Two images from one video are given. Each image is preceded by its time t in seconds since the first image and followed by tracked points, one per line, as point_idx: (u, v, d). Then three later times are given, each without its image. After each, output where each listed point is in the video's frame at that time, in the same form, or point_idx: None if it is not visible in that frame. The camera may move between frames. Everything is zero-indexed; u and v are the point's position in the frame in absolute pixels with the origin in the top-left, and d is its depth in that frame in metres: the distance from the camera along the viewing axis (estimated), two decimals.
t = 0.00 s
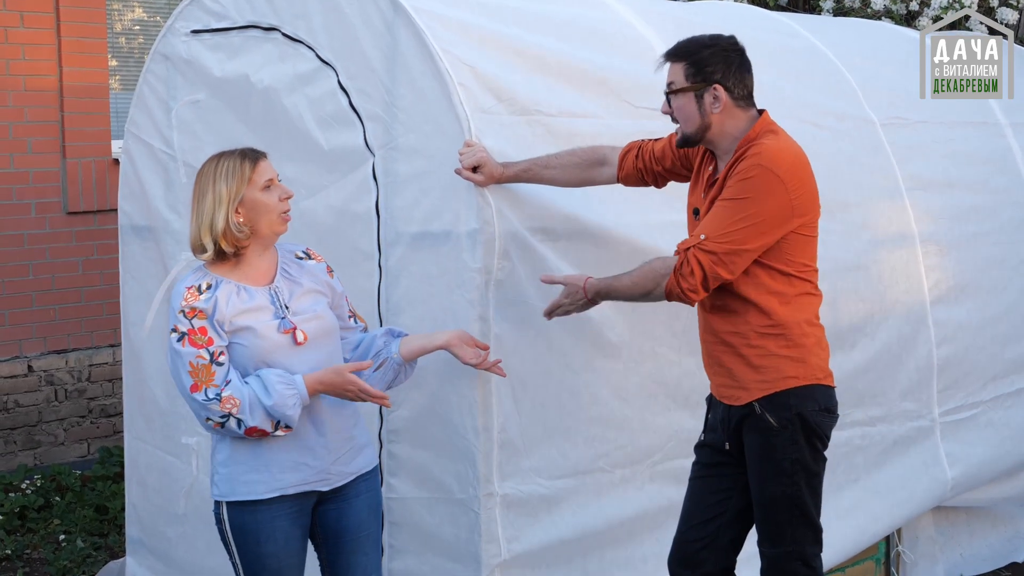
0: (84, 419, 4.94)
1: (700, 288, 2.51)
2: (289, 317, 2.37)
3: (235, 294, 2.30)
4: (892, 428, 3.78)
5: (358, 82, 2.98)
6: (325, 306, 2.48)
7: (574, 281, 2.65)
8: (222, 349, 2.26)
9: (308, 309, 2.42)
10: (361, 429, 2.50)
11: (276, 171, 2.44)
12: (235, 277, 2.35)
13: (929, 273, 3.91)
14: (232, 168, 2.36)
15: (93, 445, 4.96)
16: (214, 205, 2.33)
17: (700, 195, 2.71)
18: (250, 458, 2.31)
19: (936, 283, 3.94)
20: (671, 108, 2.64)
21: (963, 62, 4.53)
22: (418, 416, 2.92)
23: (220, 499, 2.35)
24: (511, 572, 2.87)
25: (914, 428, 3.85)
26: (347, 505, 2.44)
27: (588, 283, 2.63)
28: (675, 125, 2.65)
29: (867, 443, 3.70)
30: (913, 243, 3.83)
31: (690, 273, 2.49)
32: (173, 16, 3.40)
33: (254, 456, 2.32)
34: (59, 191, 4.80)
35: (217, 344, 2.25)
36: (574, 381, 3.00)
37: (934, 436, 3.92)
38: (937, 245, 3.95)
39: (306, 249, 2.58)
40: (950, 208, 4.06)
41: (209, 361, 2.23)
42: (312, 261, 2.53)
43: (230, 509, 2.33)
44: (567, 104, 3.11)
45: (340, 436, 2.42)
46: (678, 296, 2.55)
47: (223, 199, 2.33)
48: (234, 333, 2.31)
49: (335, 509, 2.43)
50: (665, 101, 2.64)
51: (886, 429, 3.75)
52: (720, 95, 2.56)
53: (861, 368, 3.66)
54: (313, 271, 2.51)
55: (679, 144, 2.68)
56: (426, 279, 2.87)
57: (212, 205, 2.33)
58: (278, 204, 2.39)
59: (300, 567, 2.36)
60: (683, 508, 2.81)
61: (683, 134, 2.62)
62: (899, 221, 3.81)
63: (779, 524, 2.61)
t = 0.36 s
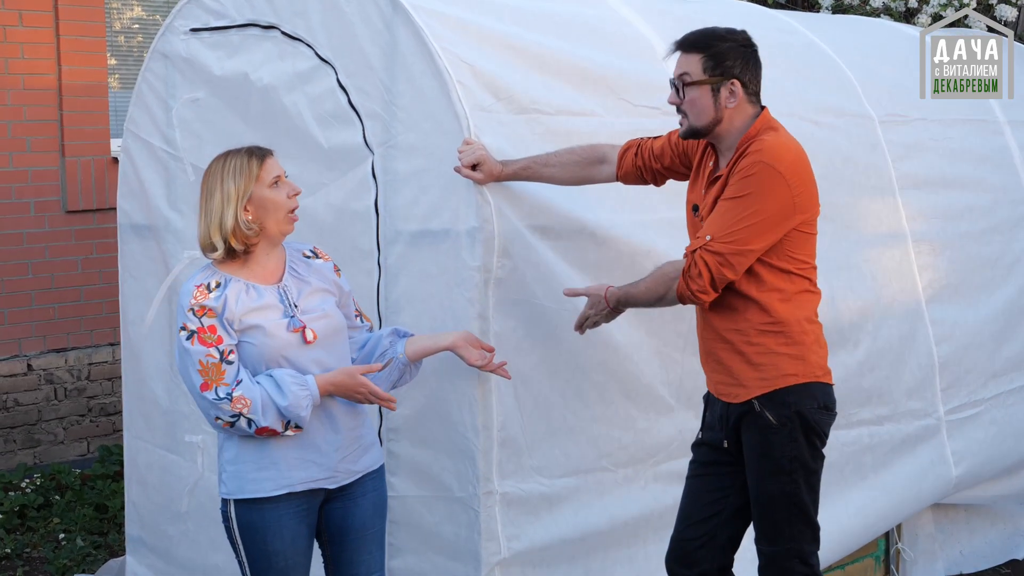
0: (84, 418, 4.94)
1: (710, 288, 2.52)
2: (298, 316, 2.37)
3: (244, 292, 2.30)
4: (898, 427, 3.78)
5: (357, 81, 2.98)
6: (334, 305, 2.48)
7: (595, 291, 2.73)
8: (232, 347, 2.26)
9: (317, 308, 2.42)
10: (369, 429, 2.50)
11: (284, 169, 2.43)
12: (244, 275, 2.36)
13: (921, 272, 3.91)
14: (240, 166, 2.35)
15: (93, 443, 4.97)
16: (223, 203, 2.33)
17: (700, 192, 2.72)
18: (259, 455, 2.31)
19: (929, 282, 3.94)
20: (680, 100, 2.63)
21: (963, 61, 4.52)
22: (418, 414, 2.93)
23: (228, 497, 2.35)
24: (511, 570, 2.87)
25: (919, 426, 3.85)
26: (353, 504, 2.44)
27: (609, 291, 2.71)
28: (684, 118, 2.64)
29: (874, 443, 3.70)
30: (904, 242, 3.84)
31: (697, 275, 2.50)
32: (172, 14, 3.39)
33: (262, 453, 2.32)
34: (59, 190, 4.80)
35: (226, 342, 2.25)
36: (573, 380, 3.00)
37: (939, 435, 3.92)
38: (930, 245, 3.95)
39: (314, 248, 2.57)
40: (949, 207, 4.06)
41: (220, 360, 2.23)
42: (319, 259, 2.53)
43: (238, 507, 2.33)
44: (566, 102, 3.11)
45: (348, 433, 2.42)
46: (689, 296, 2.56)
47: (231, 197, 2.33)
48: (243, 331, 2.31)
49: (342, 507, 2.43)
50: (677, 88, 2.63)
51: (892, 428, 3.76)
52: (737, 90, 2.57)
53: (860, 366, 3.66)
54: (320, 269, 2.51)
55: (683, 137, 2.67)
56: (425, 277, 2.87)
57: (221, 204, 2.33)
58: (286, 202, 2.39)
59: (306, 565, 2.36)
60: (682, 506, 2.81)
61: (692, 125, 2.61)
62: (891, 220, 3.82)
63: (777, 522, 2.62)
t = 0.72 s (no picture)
0: (84, 417, 4.94)
1: (714, 289, 2.51)
2: (300, 316, 2.37)
3: (246, 292, 2.30)
4: (906, 427, 3.80)
5: (356, 80, 2.98)
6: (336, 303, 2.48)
7: (598, 302, 2.75)
8: (234, 347, 2.26)
9: (319, 307, 2.42)
10: (371, 428, 2.50)
11: (290, 172, 2.43)
12: (246, 275, 2.36)
13: (912, 273, 3.90)
14: (247, 166, 2.35)
15: (93, 443, 4.97)
16: (227, 203, 2.33)
17: (701, 192, 2.72)
18: (261, 456, 2.31)
19: (920, 283, 3.93)
20: (688, 110, 2.59)
21: (963, 61, 4.51)
22: (418, 412, 2.93)
23: (230, 496, 2.35)
24: (511, 569, 2.87)
25: (921, 427, 3.85)
26: (356, 503, 2.43)
27: (611, 302, 2.73)
28: (693, 127, 2.60)
29: (885, 444, 3.72)
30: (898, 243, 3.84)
31: (701, 276, 2.51)
32: (171, 13, 3.39)
33: (263, 452, 2.32)
34: (58, 190, 4.80)
35: (228, 342, 2.25)
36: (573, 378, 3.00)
37: (939, 434, 3.91)
38: (919, 246, 3.94)
39: (316, 247, 2.58)
40: (944, 207, 4.06)
41: (221, 359, 2.23)
42: (321, 259, 2.53)
43: (239, 506, 2.34)
44: (565, 101, 3.11)
45: (350, 432, 2.42)
46: (693, 298, 2.56)
47: (237, 197, 2.33)
48: (245, 331, 2.31)
49: (345, 507, 2.43)
50: (682, 99, 2.59)
51: (901, 428, 3.78)
52: (745, 90, 2.57)
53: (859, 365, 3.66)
54: (322, 269, 2.51)
55: (690, 146, 2.64)
56: (425, 276, 2.87)
57: (227, 202, 2.33)
58: (290, 205, 2.39)
59: (308, 564, 2.36)
60: (683, 505, 2.81)
61: (705, 134, 2.59)
62: (884, 221, 3.82)
63: (779, 521, 2.62)
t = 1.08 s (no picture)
0: (83, 417, 4.94)
1: (715, 290, 2.52)
2: (294, 316, 2.36)
3: (241, 292, 2.30)
4: (901, 427, 3.79)
5: (356, 79, 2.98)
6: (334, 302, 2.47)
7: (598, 302, 2.73)
8: (228, 346, 2.26)
9: (315, 307, 2.42)
10: (369, 428, 2.50)
11: (294, 178, 2.41)
12: (240, 276, 2.35)
13: (909, 272, 3.90)
14: (252, 168, 2.33)
15: (93, 443, 4.97)
16: (229, 203, 2.31)
17: (702, 191, 2.71)
18: (255, 456, 2.32)
19: (917, 282, 3.93)
20: (695, 104, 2.58)
21: (963, 61, 4.51)
22: (418, 412, 2.92)
23: (225, 496, 2.35)
24: (512, 569, 2.87)
25: (915, 426, 3.84)
26: (352, 502, 2.43)
27: (612, 302, 2.71)
28: (697, 121, 2.59)
29: (882, 443, 3.71)
30: (896, 243, 3.84)
31: (702, 277, 2.51)
32: (170, 13, 3.39)
33: (258, 452, 2.32)
34: (58, 190, 4.80)
35: (222, 341, 2.25)
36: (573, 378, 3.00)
37: (935, 435, 3.90)
38: (917, 245, 3.94)
39: (316, 245, 2.57)
40: (941, 207, 4.06)
41: (215, 359, 2.23)
42: (320, 257, 2.52)
43: (234, 506, 2.34)
44: (566, 100, 3.11)
45: (345, 432, 2.42)
46: (693, 300, 2.56)
47: (238, 199, 2.31)
48: (239, 330, 2.31)
49: (341, 505, 2.43)
50: (689, 93, 2.58)
51: (896, 428, 3.77)
52: (753, 90, 2.58)
53: (857, 364, 3.66)
54: (320, 267, 2.50)
55: (692, 140, 2.63)
56: (425, 276, 2.87)
57: (229, 202, 2.31)
58: (287, 212, 2.36)
59: (304, 564, 2.36)
60: (682, 504, 2.80)
61: (708, 129, 2.57)
62: (883, 220, 3.81)
63: (779, 521, 2.62)
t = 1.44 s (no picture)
0: (83, 418, 4.94)
1: (716, 291, 2.52)
2: (280, 313, 2.34)
3: (234, 282, 2.34)
4: (897, 428, 3.79)
5: (355, 80, 2.98)
6: (333, 305, 2.40)
7: (593, 298, 2.70)
8: (212, 335, 2.31)
9: (308, 307, 2.37)
10: (356, 434, 2.41)
11: (260, 176, 2.38)
12: (241, 263, 2.40)
13: (905, 273, 3.91)
14: (221, 172, 2.42)
15: (93, 443, 4.97)
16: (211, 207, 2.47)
17: (702, 191, 2.71)
18: (228, 447, 2.35)
19: (913, 285, 3.93)
20: (695, 104, 2.58)
21: (963, 61, 4.52)
22: (418, 412, 2.93)
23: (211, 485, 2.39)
24: (512, 570, 2.87)
25: (911, 428, 3.84)
26: (339, 504, 2.39)
27: (608, 298, 2.68)
28: (697, 121, 2.60)
29: (877, 444, 3.72)
30: (893, 244, 3.85)
31: (703, 277, 2.51)
32: (170, 13, 3.39)
33: (234, 443, 2.35)
34: (58, 190, 4.80)
35: (207, 329, 2.30)
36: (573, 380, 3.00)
37: (929, 436, 3.91)
38: (912, 246, 3.94)
39: (339, 244, 2.51)
40: (940, 208, 4.06)
41: (194, 345, 2.29)
42: (336, 258, 2.45)
43: (219, 496, 2.37)
44: (566, 100, 3.11)
45: (321, 434, 2.36)
46: (694, 299, 2.56)
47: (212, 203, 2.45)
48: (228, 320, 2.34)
49: (331, 507, 2.39)
50: (691, 94, 2.58)
51: (891, 429, 3.77)
52: (755, 91, 2.57)
53: (855, 365, 3.67)
54: (331, 269, 2.43)
55: (692, 139, 2.63)
56: (424, 276, 2.87)
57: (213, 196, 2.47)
58: (244, 214, 2.37)
59: (288, 563, 2.34)
60: (682, 505, 2.81)
61: (707, 128, 2.58)
62: (879, 222, 3.82)
63: (780, 522, 2.62)
